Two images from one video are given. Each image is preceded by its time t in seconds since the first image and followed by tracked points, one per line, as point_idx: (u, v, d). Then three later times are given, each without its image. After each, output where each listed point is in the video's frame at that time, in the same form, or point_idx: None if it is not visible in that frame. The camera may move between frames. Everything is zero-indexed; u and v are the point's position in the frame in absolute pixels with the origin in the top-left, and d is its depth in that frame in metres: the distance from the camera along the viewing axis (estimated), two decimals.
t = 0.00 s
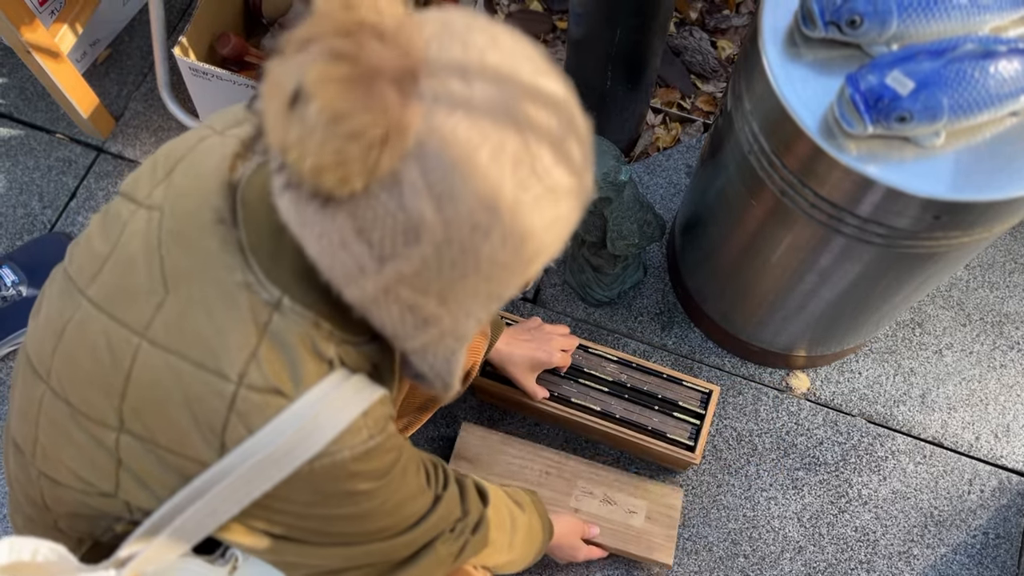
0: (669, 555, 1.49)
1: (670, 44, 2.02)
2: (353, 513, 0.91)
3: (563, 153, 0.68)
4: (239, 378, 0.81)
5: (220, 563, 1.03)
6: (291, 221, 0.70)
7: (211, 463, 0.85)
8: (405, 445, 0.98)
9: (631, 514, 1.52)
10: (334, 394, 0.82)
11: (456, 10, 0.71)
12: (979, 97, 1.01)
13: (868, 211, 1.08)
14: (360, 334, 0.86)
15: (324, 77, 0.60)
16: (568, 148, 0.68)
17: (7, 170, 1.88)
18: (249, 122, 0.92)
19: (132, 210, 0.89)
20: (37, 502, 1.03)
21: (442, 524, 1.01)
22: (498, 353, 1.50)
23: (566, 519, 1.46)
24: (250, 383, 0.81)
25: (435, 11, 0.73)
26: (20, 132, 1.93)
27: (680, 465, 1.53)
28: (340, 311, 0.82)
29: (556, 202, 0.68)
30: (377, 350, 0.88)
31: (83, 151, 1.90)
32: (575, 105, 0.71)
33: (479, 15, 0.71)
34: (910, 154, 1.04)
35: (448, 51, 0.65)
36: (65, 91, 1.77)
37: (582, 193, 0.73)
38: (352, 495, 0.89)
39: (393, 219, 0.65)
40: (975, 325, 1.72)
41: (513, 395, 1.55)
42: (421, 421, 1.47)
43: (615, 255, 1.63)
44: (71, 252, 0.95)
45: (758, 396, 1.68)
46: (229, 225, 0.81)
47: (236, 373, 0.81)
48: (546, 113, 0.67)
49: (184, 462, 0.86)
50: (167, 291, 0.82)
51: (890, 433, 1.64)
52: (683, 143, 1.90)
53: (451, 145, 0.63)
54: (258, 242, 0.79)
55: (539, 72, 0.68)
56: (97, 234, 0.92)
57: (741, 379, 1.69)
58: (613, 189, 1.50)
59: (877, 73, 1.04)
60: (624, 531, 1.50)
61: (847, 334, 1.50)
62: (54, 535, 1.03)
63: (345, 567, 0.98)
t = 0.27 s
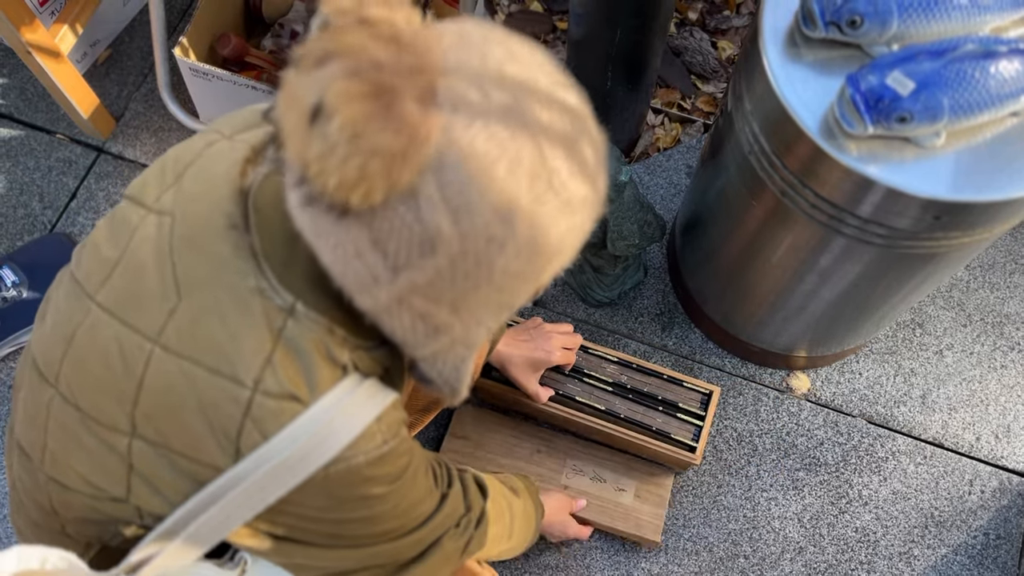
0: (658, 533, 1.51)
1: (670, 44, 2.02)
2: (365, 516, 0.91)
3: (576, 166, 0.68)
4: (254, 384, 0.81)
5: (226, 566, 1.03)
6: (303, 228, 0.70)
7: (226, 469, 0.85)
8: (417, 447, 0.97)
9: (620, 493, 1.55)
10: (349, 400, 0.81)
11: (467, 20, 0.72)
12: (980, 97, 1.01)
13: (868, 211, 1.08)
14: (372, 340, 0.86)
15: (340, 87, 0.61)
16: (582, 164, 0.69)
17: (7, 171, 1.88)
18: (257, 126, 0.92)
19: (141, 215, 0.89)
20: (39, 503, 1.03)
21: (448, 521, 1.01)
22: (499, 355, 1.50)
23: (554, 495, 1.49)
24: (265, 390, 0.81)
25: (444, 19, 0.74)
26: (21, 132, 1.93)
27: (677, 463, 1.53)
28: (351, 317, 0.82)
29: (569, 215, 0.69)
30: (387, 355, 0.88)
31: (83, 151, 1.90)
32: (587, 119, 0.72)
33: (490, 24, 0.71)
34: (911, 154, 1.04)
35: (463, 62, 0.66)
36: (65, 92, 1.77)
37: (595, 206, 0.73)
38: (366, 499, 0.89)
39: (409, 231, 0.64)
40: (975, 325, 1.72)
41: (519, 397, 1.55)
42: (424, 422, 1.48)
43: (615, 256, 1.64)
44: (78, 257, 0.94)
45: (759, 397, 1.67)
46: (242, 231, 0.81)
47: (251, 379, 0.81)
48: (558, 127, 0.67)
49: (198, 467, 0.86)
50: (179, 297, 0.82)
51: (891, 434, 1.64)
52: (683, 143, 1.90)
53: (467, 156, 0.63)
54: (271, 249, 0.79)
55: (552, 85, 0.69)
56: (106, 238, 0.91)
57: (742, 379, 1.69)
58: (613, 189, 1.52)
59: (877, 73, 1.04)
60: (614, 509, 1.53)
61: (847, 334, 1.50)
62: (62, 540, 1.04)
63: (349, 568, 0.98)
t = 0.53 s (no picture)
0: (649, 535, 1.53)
1: (671, 45, 2.01)
2: (364, 521, 0.91)
3: (577, 175, 0.68)
4: (252, 391, 0.81)
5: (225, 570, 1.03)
6: (303, 237, 0.70)
7: (224, 475, 0.85)
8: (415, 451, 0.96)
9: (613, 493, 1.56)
10: (346, 405, 0.82)
11: (466, 28, 0.72)
12: (981, 97, 1.01)
13: (869, 211, 1.08)
14: (370, 345, 0.86)
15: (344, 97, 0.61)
16: (583, 174, 0.69)
17: (8, 171, 1.88)
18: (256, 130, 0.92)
19: (139, 220, 0.88)
20: (38, 506, 1.03)
21: (446, 524, 1.01)
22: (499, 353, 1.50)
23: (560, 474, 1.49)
24: (263, 396, 0.81)
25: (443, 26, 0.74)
26: (21, 133, 1.93)
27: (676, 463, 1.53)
28: (349, 323, 0.83)
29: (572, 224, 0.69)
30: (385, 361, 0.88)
31: (83, 152, 1.90)
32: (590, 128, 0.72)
33: (490, 32, 0.71)
34: (911, 155, 1.04)
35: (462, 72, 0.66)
36: (66, 92, 1.77)
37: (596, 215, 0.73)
38: (364, 504, 0.89)
39: (411, 241, 0.65)
40: (976, 326, 1.72)
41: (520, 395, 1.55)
42: (423, 424, 1.48)
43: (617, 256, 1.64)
44: (75, 263, 0.94)
45: (760, 398, 1.67)
46: (241, 237, 0.81)
47: (248, 386, 0.81)
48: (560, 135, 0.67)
49: (195, 473, 0.86)
50: (177, 302, 0.82)
51: (891, 434, 1.63)
52: (683, 144, 1.90)
53: (470, 165, 0.63)
54: (270, 254, 0.79)
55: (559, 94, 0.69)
56: (103, 243, 0.91)
57: (742, 380, 1.69)
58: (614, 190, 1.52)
59: (878, 74, 1.04)
60: (606, 510, 1.54)
61: (848, 334, 1.50)
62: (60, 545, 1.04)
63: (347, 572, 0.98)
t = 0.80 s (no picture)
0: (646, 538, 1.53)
1: (671, 46, 2.01)
2: (359, 522, 0.91)
3: (573, 177, 0.68)
4: (243, 394, 0.81)
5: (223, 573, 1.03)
6: (297, 239, 0.70)
7: (217, 478, 0.85)
8: (409, 449, 0.96)
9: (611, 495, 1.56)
10: (338, 407, 0.81)
11: (461, 29, 0.72)
12: (982, 98, 1.01)
13: (869, 211, 1.08)
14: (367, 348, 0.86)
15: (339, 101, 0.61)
16: (579, 176, 0.69)
17: (8, 172, 1.88)
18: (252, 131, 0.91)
19: (134, 222, 0.88)
20: (38, 507, 1.03)
21: (442, 524, 1.01)
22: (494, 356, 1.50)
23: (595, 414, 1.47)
24: (254, 399, 0.81)
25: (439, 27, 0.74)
26: (22, 133, 1.93)
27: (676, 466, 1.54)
28: (345, 327, 0.81)
29: (567, 226, 0.69)
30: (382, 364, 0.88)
31: (84, 152, 1.90)
32: (585, 133, 0.72)
33: (486, 33, 0.71)
34: (912, 155, 1.04)
35: (456, 75, 0.66)
36: (66, 93, 1.77)
37: (592, 217, 0.73)
38: (358, 505, 0.88)
39: (405, 245, 0.65)
40: (977, 327, 1.72)
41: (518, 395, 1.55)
42: (421, 425, 1.48)
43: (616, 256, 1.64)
44: (72, 268, 0.95)
45: (760, 398, 1.67)
46: (235, 239, 0.80)
47: (239, 389, 0.81)
48: (556, 138, 0.67)
49: (188, 476, 0.86)
50: (170, 305, 0.82)
51: (892, 435, 1.63)
52: (684, 145, 1.90)
53: (465, 168, 0.63)
54: (263, 256, 0.79)
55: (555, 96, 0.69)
56: (100, 246, 0.91)
57: (742, 381, 1.69)
58: (614, 191, 1.52)
59: (879, 74, 1.03)
60: (603, 512, 1.54)
61: (849, 335, 1.50)
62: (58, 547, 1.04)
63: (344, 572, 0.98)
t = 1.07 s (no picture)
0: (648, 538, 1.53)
1: (672, 46, 2.01)
2: (361, 519, 0.91)
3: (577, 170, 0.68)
4: (247, 390, 0.81)
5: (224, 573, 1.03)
6: (301, 235, 0.70)
7: (219, 476, 0.85)
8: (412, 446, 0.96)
9: (612, 496, 1.56)
10: (341, 404, 0.81)
11: (462, 24, 0.72)
12: (982, 99, 1.01)
13: (870, 211, 1.08)
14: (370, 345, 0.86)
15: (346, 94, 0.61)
16: (583, 170, 0.69)
17: (9, 172, 1.88)
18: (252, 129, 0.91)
19: (136, 221, 0.88)
20: (39, 507, 1.02)
21: (447, 521, 1.01)
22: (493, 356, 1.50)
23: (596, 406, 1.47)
24: (258, 396, 0.81)
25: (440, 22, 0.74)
26: (23, 134, 1.93)
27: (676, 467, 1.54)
28: (349, 322, 0.82)
29: (570, 219, 0.69)
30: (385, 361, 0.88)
31: (85, 153, 1.91)
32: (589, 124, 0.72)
33: (488, 28, 0.71)
34: (913, 155, 1.04)
35: (459, 67, 0.66)
36: (67, 93, 1.77)
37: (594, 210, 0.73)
38: (361, 502, 0.89)
39: (413, 235, 0.65)
40: (978, 327, 1.72)
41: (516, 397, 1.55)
42: (422, 425, 1.48)
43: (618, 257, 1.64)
44: (73, 269, 0.95)
45: (761, 398, 1.67)
46: (237, 236, 0.80)
47: (244, 386, 0.81)
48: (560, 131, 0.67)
49: (191, 475, 0.86)
50: (173, 303, 0.82)
51: (893, 436, 1.63)
52: (685, 145, 1.90)
53: (470, 161, 0.63)
54: (265, 253, 0.79)
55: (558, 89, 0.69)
56: (101, 245, 0.91)
57: (743, 381, 1.69)
58: (616, 191, 1.52)
59: (880, 74, 1.03)
60: (605, 513, 1.54)
61: (850, 335, 1.50)
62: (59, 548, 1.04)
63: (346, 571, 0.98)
